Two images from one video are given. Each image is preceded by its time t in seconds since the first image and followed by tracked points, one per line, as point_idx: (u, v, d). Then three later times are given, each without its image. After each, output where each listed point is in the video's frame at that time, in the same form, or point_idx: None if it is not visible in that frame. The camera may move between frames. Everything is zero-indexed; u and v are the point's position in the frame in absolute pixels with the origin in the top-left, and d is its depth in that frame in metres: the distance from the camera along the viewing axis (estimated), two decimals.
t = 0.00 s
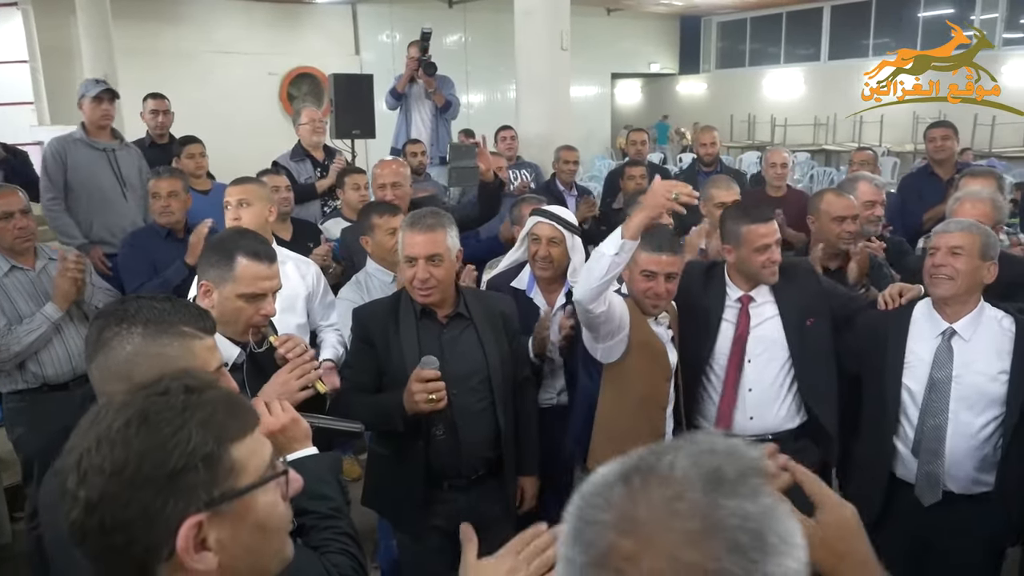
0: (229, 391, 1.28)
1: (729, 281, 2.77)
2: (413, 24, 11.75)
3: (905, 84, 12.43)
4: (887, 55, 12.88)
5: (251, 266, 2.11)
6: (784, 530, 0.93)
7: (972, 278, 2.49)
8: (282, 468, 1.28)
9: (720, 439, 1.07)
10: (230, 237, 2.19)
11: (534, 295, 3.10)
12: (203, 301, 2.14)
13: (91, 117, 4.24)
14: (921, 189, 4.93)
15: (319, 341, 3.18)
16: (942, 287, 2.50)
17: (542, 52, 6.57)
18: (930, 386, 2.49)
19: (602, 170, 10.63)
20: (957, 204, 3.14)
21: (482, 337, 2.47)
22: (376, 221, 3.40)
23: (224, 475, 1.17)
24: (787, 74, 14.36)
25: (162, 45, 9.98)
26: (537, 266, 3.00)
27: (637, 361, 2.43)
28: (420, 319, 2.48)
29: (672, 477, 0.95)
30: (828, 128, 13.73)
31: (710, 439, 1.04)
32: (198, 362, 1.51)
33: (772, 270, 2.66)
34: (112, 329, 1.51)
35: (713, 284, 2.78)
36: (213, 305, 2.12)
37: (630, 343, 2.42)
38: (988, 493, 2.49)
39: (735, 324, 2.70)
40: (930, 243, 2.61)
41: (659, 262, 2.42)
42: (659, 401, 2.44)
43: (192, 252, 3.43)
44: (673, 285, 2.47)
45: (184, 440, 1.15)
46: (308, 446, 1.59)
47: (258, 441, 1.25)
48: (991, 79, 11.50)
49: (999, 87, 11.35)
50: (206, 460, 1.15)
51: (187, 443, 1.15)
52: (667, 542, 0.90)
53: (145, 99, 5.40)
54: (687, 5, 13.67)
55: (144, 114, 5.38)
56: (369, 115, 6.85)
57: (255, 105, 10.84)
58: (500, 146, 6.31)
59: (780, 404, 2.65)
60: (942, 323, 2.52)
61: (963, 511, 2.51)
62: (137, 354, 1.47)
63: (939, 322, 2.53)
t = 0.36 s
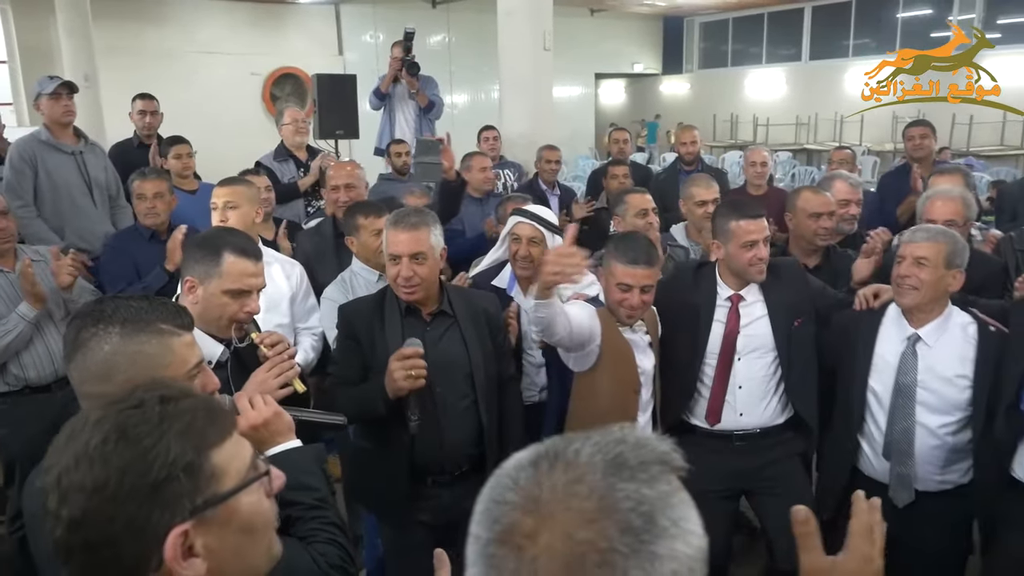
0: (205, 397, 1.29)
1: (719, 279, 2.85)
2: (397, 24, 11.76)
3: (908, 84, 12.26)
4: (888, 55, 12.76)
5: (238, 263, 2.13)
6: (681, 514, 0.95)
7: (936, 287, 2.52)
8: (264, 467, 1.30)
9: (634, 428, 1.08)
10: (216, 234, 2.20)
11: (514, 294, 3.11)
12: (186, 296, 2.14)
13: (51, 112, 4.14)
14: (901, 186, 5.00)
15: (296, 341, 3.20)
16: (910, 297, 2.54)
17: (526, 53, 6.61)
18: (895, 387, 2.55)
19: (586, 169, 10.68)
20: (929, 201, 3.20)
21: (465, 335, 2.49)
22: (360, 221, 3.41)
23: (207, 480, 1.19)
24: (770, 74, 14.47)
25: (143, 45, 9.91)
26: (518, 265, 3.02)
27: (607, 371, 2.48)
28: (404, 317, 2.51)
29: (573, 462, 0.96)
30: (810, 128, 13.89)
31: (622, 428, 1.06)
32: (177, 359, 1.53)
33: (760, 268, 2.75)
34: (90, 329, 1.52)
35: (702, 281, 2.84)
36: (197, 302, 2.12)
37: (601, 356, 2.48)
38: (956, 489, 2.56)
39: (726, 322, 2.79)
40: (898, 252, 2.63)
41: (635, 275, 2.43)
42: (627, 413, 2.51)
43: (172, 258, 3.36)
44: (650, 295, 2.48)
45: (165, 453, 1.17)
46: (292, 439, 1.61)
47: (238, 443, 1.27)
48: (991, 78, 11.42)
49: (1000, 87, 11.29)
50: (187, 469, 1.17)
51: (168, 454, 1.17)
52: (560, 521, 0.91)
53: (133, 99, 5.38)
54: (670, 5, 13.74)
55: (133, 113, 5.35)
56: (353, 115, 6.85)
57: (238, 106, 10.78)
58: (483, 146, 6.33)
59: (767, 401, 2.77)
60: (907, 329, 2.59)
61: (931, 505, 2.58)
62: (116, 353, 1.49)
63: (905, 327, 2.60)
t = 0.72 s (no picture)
0: (76, 444, 1.10)
1: (733, 275, 2.87)
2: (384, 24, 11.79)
3: (907, 84, 12.28)
4: (886, 54, 12.72)
5: (219, 263, 2.15)
6: None
7: (889, 268, 2.68)
8: (152, 522, 1.16)
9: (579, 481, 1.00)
10: (198, 233, 2.23)
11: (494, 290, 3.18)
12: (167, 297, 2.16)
13: (42, 112, 4.13)
14: (881, 184, 5.07)
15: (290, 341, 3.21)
16: (865, 278, 2.69)
17: (512, 52, 6.64)
18: (847, 361, 2.70)
19: (574, 168, 10.73)
20: (904, 198, 3.26)
21: (450, 330, 2.52)
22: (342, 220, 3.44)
23: (78, 547, 1.03)
24: (756, 73, 14.59)
25: (127, 44, 9.86)
26: (497, 263, 3.05)
27: (545, 373, 2.45)
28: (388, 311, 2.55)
29: (505, 533, 0.85)
30: (795, 127, 14.03)
31: (569, 485, 0.96)
32: (163, 351, 1.55)
33: (773, 266, 2.78)
34: (78, 322, 1.54)
35: (716, 278, 2.86)
36: (178, 301, 2.14)
37: (542, 359, 2.46)
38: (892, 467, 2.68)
39: (743, 319, 2.80)
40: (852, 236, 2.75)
41: (585, 280, 2.41)
42: (573, 417, 2.45)
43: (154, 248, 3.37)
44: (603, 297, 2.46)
45: (21, 523, 0.98)
46: (275, 430, 1.65)
47: (122, 496, 1.12)
48: (990, 78, 11.47)
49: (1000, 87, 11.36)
50: (51, 538, 0.99)
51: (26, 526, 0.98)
52: None
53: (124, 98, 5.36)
54: (657, 5, 13.82)
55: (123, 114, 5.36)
56: (339, 114, 6.86)
57: (224, 105, 10.75)
58: (469, 145, 6.34)
59: (771, 393, 2.81)
60: (858, 307, 2.74)
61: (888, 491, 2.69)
62: (104, 344, 1.51)
63: (855, 306, 2.75)
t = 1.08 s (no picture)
0: (44, 441, 1.09)
1: (720, 268, 2.94)
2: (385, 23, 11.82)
3: (904, 84, 12.29)
4: (886, 55, 12.74)
5: (221, 258, 2.17)
6: None
7: (887, 271, 2.69)
8: (122, 517, 1.16)
9: (509, 497, 1.01)
10: (200, 229, 2.26)
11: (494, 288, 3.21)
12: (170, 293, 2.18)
13: (68, 109, 4.18)
14: (880, 183, 5.09)
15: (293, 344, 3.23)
16: (866, 283, 2.67)
17: (513, 52, 6.67)
18: (836, 364, 2.72)
19: (576, 168, 10.75)
20: (899, 196, 3.27)
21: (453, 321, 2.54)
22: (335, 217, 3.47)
23: (44, 542, 1.03)
24: (757, 73, 14.60)
25: (129, 43, 9.88)
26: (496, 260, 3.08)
27: (529, 377, 2.48)
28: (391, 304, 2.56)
29: (419, 544, 0.88)
30: (797, 126, 14.06)
31: (494, 501, 0.97)
32: (176, 340, 1.57)
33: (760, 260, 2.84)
34: (91, 312, 1.56)
35: (705, 272, 2.92)
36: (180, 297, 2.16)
37: (525, 363, 2.48)
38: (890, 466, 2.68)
39: (731, 312, 2.86)
40: (847, 238, 2.73)
41: (576, 278, 2.47)
42: (546, 425, 2.49)
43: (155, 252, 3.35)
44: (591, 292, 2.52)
45: None
46: (282, 420, 1.67)
47: (90, 491, 1.11)
48: (991, 78, 11.49)
49: (999, 87, 11.38)
50: (17, 532, 0.99)
51: None
52: None
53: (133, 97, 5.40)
54: (658, 4, 13.83)
55: (133, 112, 5.38)
56: (341, 112, 6.88)
57: (225, 104, 10.77)
58: (471, 144, 6.34)
59: (760, 382, 2.87)
60: (850, 310, 2.72)
61: (894, 493, 2.68)
62: (118, 333, 1.53)
63: (848, 309, 2.73)
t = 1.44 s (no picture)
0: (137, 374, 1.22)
1: (681, 272, 2.98)
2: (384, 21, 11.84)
3: (906, 84, 12.33)
4: (887, 54, 12.72)
5: (233, 254, 2.18)
6: (487, 509, 0.89)
7: (902, 281, 2.65)
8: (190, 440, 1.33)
9: (468, 417, 1.04)
10: (211, 225, 2.26)
11: (499, 284, 3.20)
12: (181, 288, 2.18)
13: (71, 107, 4.16)
14: (881, 181, 5.11)
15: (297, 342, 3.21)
16: (879, 294, 2.64)
17: (514, 50, 6.67)
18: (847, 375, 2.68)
19: (576, 167, 10.76)
20: (905, 195, 3.28)
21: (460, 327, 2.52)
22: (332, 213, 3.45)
23: (156, 448, 1.15)
24: (757, 72, 14.61)
25: (130, 41, 9.86)
26: (502, 256, 3.08)
27: (573, 356, 2.48)
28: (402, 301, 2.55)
29: (377, 459, 0.92)
30: (797, 126, 14.08)
31: (453, 419, 1.01)
32: (196, 338, 1.57)
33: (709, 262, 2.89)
34: (114, 307, 1.57)
35: (667, 274, 2.98)
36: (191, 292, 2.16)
37: (570, 342, 2.47)
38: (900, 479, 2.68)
39: (687, 311, 2.91)
40: (861, 245, 2.71)
41: (606, 257, 2.52)
42: (593, 399, 2.52)
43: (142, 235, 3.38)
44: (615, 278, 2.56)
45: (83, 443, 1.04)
46: (300, 420, 1.71)
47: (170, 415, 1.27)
48: (991, 78, 11.51)
49: (999, 86, 11.39)
50: (145, 434, 1.12)
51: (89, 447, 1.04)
52: (353, 521, 0.87)
53: (145, 93, 5.40)
54: (658, 3, 13.82)
55: (146, 109, 5.36)
56: (342, 110, 6.88)
57: (226, 102, 10.77)
58: (475, 142, 6.33)
59: (725, 387, 2.87)
60: (860, 321, 2.71)
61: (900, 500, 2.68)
62: (139, 329, 1.53)
63: (858, 319, 2.72)
